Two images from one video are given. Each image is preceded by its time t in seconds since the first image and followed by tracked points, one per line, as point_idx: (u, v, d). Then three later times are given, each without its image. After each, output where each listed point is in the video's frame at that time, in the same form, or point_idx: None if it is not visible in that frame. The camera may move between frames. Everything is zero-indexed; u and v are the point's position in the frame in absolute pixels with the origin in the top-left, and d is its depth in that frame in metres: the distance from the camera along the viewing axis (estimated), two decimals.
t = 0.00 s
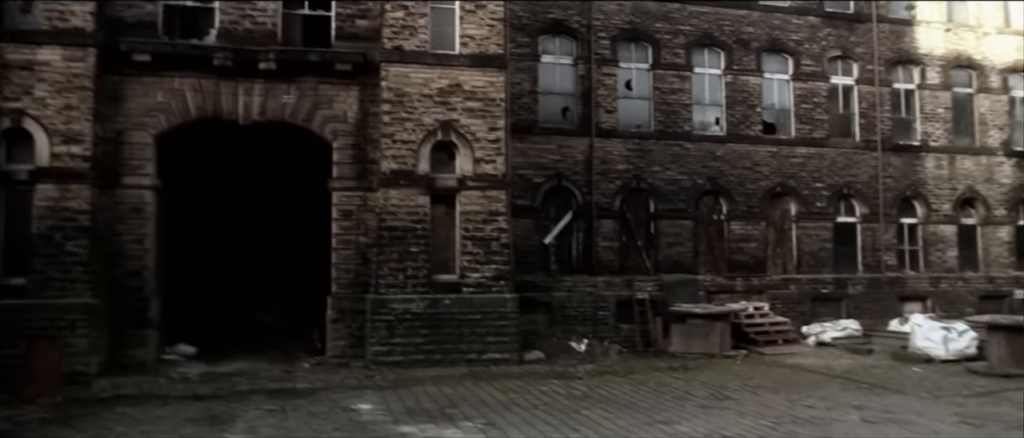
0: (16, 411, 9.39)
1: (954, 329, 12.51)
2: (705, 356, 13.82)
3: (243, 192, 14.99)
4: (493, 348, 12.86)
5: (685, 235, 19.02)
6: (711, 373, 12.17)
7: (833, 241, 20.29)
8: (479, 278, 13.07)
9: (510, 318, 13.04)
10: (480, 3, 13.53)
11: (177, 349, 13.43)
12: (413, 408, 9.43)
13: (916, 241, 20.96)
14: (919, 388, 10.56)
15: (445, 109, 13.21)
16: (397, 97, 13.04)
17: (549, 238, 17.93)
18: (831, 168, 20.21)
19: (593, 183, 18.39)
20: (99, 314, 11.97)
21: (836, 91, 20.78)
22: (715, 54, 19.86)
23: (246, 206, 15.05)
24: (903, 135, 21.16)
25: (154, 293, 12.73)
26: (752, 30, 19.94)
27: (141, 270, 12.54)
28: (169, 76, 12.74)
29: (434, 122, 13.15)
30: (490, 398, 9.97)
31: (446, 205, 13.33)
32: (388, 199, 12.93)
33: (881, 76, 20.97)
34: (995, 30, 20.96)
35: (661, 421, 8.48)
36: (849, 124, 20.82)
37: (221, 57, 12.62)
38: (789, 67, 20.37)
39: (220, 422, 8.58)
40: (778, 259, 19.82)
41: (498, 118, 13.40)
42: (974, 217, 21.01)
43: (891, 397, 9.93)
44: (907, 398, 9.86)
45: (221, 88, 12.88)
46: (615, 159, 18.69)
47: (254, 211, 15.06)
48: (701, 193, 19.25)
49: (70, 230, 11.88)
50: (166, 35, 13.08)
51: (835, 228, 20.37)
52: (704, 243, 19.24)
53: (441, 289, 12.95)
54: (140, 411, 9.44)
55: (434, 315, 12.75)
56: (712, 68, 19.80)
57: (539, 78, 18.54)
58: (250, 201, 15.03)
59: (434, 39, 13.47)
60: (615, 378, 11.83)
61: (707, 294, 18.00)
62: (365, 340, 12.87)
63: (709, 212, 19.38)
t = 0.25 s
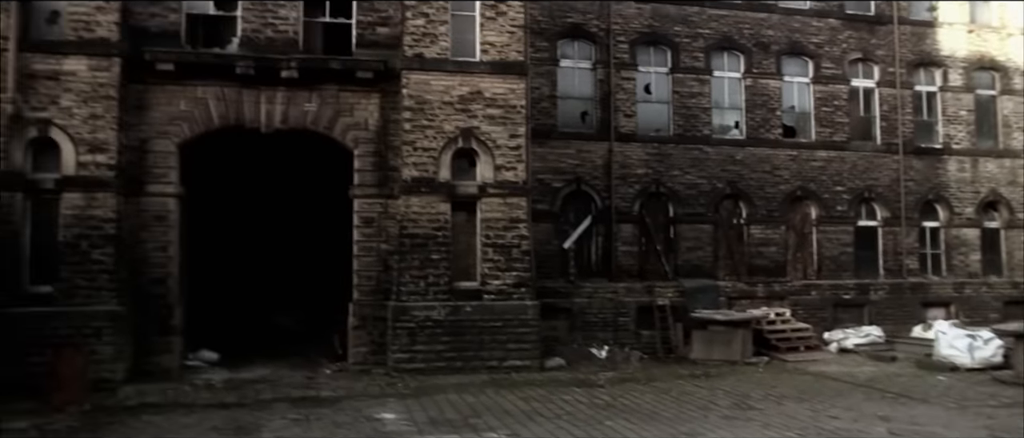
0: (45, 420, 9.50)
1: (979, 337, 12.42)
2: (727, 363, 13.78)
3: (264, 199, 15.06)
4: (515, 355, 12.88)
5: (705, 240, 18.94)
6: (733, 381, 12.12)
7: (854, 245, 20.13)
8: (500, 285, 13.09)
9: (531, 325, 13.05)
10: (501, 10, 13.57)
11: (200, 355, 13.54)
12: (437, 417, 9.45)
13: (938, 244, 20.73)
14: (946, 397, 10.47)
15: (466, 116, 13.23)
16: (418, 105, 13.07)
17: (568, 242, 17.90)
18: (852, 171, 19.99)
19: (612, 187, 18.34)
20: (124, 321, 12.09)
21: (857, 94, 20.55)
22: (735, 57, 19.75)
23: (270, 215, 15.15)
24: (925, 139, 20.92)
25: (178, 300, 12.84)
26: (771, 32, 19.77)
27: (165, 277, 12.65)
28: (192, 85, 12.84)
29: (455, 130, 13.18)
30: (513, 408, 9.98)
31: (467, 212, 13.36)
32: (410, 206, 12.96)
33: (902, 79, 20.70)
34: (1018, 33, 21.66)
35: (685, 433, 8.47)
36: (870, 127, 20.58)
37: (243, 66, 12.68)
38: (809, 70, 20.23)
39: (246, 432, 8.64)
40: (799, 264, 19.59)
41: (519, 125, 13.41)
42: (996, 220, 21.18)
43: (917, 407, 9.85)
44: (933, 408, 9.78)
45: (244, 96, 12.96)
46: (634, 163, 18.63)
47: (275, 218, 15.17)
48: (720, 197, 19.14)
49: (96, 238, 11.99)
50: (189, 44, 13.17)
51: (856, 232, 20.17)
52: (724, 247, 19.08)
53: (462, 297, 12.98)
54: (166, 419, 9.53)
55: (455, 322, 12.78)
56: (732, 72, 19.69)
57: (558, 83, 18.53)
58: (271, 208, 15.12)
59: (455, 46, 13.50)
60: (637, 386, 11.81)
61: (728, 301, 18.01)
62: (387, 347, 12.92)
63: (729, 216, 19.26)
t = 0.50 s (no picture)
0: (72, 429, 9.62)
1: (1004, 346, 12.31)
2: (747, 371, 13.71)
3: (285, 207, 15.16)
4: (535, 363, 12.89)
5: (723, 245, 18.84)
6: (755, 390, 12.07)
7: (875, 249, 19.96)
8: (520, 293, 13.10)
9: (551, 333, 13.05)
10: (520, 18, 13.57)
11: (222, 362, 13.63)
12: (459, 427, 9.47)
13: (960, 249, 20.56)
14: (971, 408, 10.38)
15: (486, 124, 13.25)
16: (437, 113, 13.10)
17: (587, 248, 17.86)
18: (872, 176, 19.83)
19: (630, 192, 18.28)
20: (147, 330, 12.18)
21: (877, 97, 20.41)
22: (754, 61, 19.64)
23: (290, 222, 15.20)
24: (946, 142, 20.75)
25: (200, 308, 12.94)
26: (790, 36, 19.66)
27: (187, 286, 12.74)
28: (214, 94, 12.93)
29: (474, 138, 13.20)
30: (534, 418, 9.98)
31: (487, 220, 13.38)
32: (430, 214, 12.98)
33: (923, 82, 20.54)
34: None
35: None
36: (890, 130, 20.41)
37: (264, 76, 12.75)
38: (828, 73, 20.07)
39: None
40: (818, 269, 19.49)
41: (538, 132, 13.41)
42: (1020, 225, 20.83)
43: (942, 419, 9.78)
44: (958, 420, 9.71)
45: (265, 105, 13.04)
46: (653, 168, 18.58)
47: (295, 225, 15.20)
48: (739, 202, 19.02)
49: (120, 247, 12.09)
50: (210, 53, 13.27)
51: (876, 236, 20.01)
52: (742, 252, 18.98)
53: (482, 305, 13.01)
54: (191, 428, 9.62)
55: (475, 330, 12.80)
56: (750, 76, 19.59)
57: (576, 88, 18.51)
58: (292, 216, 15.21)
59: (474, 54, 13.52)
60: (658, 395, 11.78)
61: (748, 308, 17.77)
62: (407, 355, 12.95)
63: (747, 221, 19.13)
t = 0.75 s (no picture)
0: None
1: None
2: (766, 378, 13.65)
3: (305, 213, 15.27)
4: (554, 370, 12.90)
5: (741, 249, 18.73)
6: (775, 398, 12.02)
7: (894, 253, 19.80)
8: (539, 301, 13.11)
9: (570, 340, 13.04)
10: (539, 24, 13.56)
11: (242, 368, 13.70)
12: None
13: (981, 253, 20.39)
14: (995, 419, 10.30)
15: (505, 131, 13.26)
16: (457, 121, 13.13)
17: (604, 252, 17.84)
18: (891, 179, 19.67)
19: (648, 197, 18.22)
20: (169, 337, 12.29)
21: (897, 100, 20.26)
22: (771, 65, 19.54)
23: (310, 228, 15.31)
24: (967, 145, 20.63)
25: (221, 315, 13.02)
26: (808, 39, 19.54)
27: (209, 293, 12.82)
28: (235, 102, 13.01)
29: (493, 145, 13.21)
30: (555, 427, 9.98)
31: (505, 227, 13.39)
32: (449, 222, 13.00)
33: (943, 84, 20.38)
34: None
35: None
36: (910, 134, 20.26)
37: (285, 84, 12.83)
38: (847, 76, 19.97)
39: None
40: (836, 273, 19.33)
41: (557, 140, 13.41)
42: None
43: (967, 430, 9.71)
44: (983, 431, 9.64)
45: (285, 113, 13.11)
46: (670, 173, 18.51)
47: (315, 232, 15.32)
48: (757, 206, 18.91)
49: (142, 255, 12.18)
50: (230, 62, 13.36)
51: (895, 241, 19.86)
52: (761, 257, 18.82)
53: (501, 312, 13.02)
54: None
55: (494, 337, 12.82)
56: (768, 80, 19.50)
57: (593, 93, 18.49)
58: (311, 222, 15.30)
59: (492, 61, 13.53)
60: (678, 403, 11.75)
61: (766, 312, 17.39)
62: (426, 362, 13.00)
63: (766, 225, 19.02)
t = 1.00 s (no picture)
0: None
1: None
2: (786, 387, 13.59)
3: (324, 221, 15.38)
4: (573, 379, 12.91)
5: (760, 254, 18.64)
6: (796, 408, 11.98)
7: (914, 258, 19.64)
8: (558, 309, 13.12)
9: (589, 349, 13.05)
10: (557, 33, 13.58)
11: (263, 375, 13.79)
12: None
13: (1002, 258, 20.21)
14: (1020, 431, 10.23)
15: (523, 140, 13.28)
16: (476, 129, 13.15)
17: (622, 258, 17.81)
18: (911, 184, 19.52)
19: (665, 203, 18.18)
20: (192, 345, 12.38)
21: (917, 104, 20.11)
22: (790, 69, 19.45)
23: (329, 236, 15.39)
24: (988, 149, 20.46)
25: (242, 323, 13.11)
26: (827, 44, 19.43)
27: (230, 302, 12.91)
28: (255, 112, 13.09)
29: (512, 154, 13.23)
30: None
31: (524, 235, 13.41)
32: (468, 230, 13.03)
33: (963, 88, 20.22)
34: None
35: None
36: (930, 138, 20.11)
37: (305, 93, 12.89)
38: (866, 81, 19.80)
39: None
40: (855, 279, 19.22)
41: (576, 148, 13.42)
42: None
43: None
44: None
45: (305, 123, 13.18)
46: (688, 178, 18.46)
47: (333, 240, 15.41)
48: (775, 211, 18.82)
49: (165, 264, 12.28)
50: (251, 71, 13.46)
51: (915, 246, 19.71)
52: (779, 262, 18.79)
53: (520, 320, 13.04)
54: None
55: (514, 346, 12.85)
56: (786, 84, 19.40)
57: (610, 98, 18.47)
58: (330, 230, 15.39)
59: (511, 70, 13.56)
60: (698, 413, 11.73)
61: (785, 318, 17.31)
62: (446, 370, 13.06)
63: (784, 230, 18.94)
